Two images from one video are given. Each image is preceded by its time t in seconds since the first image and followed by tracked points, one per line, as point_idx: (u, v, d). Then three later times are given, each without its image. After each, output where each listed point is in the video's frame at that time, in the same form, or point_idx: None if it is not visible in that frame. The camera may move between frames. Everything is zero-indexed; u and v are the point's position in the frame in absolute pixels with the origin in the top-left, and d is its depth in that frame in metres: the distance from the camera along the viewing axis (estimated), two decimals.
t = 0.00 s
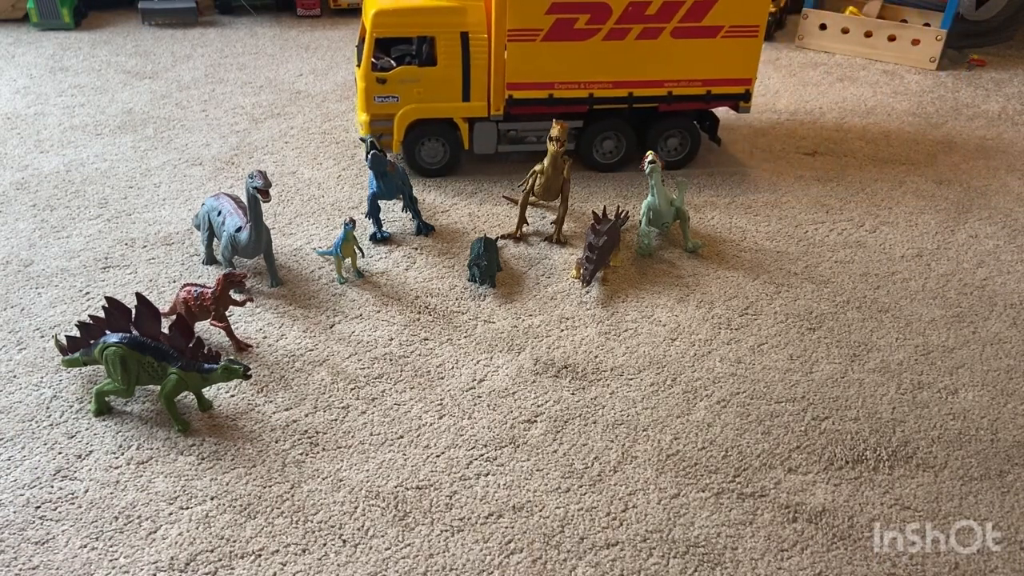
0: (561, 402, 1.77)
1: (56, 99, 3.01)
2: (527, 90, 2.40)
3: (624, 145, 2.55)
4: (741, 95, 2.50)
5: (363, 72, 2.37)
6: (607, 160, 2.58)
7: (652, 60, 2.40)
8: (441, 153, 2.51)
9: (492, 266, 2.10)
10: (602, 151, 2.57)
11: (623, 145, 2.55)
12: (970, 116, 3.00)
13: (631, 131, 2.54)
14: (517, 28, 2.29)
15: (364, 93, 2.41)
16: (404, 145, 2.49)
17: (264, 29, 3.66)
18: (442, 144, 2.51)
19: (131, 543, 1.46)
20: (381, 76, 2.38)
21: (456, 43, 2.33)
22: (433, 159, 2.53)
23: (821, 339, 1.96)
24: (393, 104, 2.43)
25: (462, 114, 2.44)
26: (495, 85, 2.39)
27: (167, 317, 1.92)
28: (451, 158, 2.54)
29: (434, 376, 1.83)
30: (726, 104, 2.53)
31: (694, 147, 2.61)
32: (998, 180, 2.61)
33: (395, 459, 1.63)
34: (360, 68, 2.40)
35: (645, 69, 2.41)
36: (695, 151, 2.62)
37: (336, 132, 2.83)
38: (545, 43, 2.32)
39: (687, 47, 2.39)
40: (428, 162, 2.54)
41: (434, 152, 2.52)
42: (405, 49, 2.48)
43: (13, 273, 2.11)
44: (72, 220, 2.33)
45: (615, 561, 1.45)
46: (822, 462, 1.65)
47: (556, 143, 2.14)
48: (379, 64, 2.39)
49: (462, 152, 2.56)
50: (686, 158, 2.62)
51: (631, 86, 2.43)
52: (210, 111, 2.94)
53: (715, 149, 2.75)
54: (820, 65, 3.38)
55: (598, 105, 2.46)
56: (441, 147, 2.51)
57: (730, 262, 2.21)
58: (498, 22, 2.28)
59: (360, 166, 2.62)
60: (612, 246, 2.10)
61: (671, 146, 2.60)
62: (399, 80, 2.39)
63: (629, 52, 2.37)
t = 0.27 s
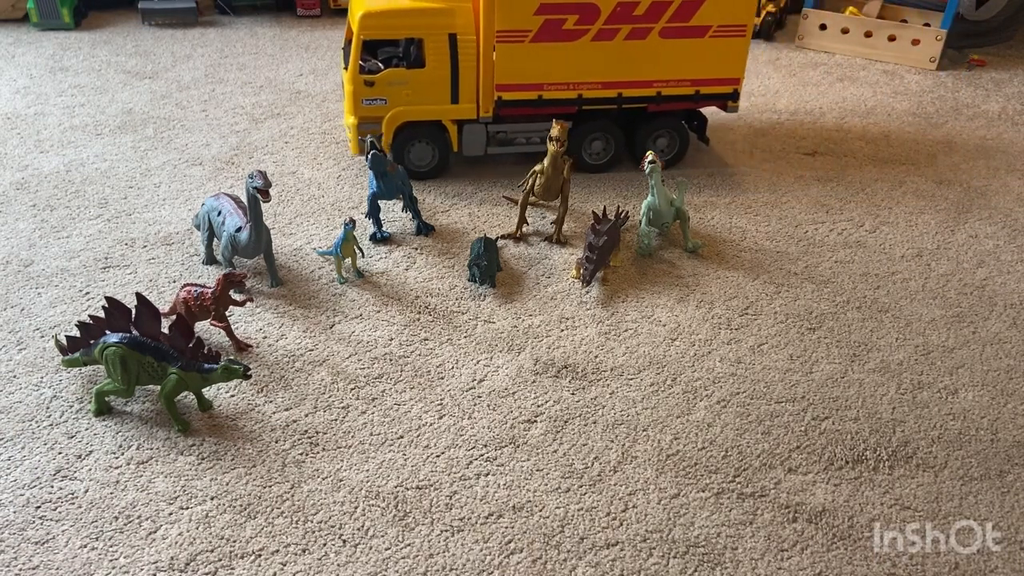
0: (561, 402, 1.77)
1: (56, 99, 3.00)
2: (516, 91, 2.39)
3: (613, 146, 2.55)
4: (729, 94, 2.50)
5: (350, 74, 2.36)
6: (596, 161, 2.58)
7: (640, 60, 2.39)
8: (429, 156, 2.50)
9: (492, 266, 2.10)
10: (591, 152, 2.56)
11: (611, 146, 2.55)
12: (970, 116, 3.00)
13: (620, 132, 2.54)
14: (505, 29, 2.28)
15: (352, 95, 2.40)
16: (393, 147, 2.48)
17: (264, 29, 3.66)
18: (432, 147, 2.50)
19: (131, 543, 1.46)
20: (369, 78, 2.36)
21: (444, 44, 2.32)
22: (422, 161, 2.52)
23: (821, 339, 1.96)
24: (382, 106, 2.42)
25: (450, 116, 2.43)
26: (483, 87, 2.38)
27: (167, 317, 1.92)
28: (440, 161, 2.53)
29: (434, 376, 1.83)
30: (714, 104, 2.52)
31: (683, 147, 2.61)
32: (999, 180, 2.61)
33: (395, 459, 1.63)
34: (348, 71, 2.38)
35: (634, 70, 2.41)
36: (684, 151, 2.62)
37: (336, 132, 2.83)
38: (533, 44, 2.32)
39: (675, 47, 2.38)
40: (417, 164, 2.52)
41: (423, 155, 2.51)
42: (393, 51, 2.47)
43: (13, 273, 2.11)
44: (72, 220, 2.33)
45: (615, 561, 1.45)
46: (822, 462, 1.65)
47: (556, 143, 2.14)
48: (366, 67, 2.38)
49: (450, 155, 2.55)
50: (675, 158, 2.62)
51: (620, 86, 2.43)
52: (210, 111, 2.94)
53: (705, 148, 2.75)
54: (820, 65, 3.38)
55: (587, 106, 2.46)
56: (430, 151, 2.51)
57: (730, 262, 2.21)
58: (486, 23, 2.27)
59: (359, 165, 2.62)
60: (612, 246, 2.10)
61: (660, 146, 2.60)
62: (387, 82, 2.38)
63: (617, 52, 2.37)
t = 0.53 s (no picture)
0: (561, 402, 1.77)
1: (56, 99, 3.01)
2: (490, 94, 2.38)
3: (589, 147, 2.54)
4: (703, 95, 2.50)
5: (322, 78, 2.33)
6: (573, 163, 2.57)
7: (614, 62, 2.39)
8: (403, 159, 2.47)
9: (492, 266, 2.10)
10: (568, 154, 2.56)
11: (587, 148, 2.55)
12: (970, 116, 3.00)
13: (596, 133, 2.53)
14: (478, 31, 2.28)
15: (324, 99, 2.38)
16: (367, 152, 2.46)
17: (265, 29, 3.66)
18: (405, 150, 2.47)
19: (131, 543, 1.46)
20: (341, 82, 2.34)
21: (417, 47, 2.31)
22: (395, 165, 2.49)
23: (821, 339, 1.96)
24: (354, 110, 2.40)
25: (424, 119, 2.42)
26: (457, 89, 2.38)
27: (167, 317, 1.92)
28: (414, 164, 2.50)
29: (434, 376, 1.83)
30: (689, 105, 2.52)
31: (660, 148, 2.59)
32: (998, 180, 2.61)
33: (395, 459, 1.63)
34: (319, 75, 2.36)
35: (608, 72, 2.40)
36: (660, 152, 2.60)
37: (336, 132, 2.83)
38: (507, 47, 2.31)
39: (649, 48, 2.39)
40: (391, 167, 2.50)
41: (397, 158, 2.49)
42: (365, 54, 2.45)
43: (13, 273, 2.11)
44: (72, 220, 2.33)
45: (615, 561, 1.45)
46: (822, 462, 1.65)
47: (556, 143, 2.14)
48: (338, 70, 2.36)
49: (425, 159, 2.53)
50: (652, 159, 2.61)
51: (594, 88, 2.43)
52: (210, 111, 2.94)
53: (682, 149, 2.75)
54: (820, 65, 3.38)
55: (562, 109, 2.45)
56: (403, 152, 2.47)
57: (730, 262, 2.21)
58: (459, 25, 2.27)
59: (359, 165, 2.62)
60: (612, 246, 2.10)
61: (637, 147, 2.59)
62: (360, 86, 2.36)
63: (591, 54, 2.37)
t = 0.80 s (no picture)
0: (561, 402, 1.77)
1: (56, 99, 3.01)
2: (458, 96, 2.35)
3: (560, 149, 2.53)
4: (674, 95, 2.47)
5: (287, 81, 2.31)
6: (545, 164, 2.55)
7: (584, 63, 2.36)
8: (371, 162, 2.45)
9: (492, 266, 2.10)
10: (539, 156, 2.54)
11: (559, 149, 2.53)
12: (970, 116, 3.00)
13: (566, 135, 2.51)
14: (445, 33, 2.24)
15: (290, 102, 2.35)
16: (335, 154, 2.44)
17: (265, 30, 3.66)
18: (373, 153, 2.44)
19: (131, 543, 1.46)
20: (307, 85, 2.32)
21: (383, 49, 2.28)
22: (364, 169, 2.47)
23: (821, 339, 1.96)
24: (321, 113, 2.37)
25: (392, 122, 2.39)
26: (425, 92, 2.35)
27: (167, 317, 1.92)
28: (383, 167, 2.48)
29: (434, 376, 1.83)
30: (660, 105, 2.50)
31: (631, 149, 2.58)
32: (998, 180, 2.61)
33: (395, 459, 1.63)
34: (285, 77, 2.34)
35: (577, 73, 2.37)
36: (632, 152, 2.59)
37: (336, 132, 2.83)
38: (474, 48, 2.28)
39: (619, 49, 2.35)
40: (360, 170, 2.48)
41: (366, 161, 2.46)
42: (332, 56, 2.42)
43: (13, 273, 2.11)
44: (72, 220, 2.33)
45: (615, 561, 1.45)
46: (822, 462, 1.65)
47: (556, 143, 2.14)
48: (304, 73, 2.34)
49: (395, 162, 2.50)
50: (623, 160, 2.60)
51: (564, 89, 2.39)
52: (210, 111, 2.94)
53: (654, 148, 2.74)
54: (820, 65, 3.38)
55: (532, 111, 2.42)
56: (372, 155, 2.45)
57: (730, 263, 2.21)
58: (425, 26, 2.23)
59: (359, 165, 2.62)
60: (612, 246, 2.10)
61: (608, 148, 2.57)
62: (326, 89, 2.33)
63: (560, 55, 2.34)
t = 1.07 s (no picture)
0: (561, 402, 1.77)
1: (56, 99, 3.00)
2: (435, 98, 2.33)
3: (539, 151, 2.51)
4: (653, 97, 2.46)
5: (261, 84, 2.28)
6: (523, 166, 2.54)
7: (561, 64, 2.35)
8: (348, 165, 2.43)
9: (492, 266, 2.10)
10: (517, 158, 2.52)
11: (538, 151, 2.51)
12: (970, 116, 3.00)
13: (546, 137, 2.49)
14: (420, 35, 2.23)
15: (264, 105, 2.32)
16: (312, 157, 2.41)
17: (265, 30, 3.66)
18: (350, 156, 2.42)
19: (131, 544, 1.46)
20: (281, 88, 2.29)
21: (358, 51, 2.26)
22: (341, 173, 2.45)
23: (821, 339, 1.96)
24: (296, 116, 2.34)
25: (369, 124, 2.37)
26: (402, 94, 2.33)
27: (167, 317, 1.92)
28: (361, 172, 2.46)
29: (434, 376, 1.83)
30: (639, 107, 2.48)
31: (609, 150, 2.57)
32: (998, 180, 2.61)
33: (395, 459, 1.63)
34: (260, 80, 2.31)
35: (554, 74, 2.36)
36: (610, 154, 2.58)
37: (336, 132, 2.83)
38: (451, 51, 2.26)
39: (597, 51, 2.34)
40: (337, 173, 2.45)
41: (343, 164, 2.44)
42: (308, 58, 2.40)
43: (13, 273, 2.11)
44: (72, 220, 2.33)
45: (615, 561, 1.45)
46: (822, 462, 1.65)
47: (556, 143, 2.14)
48: (278, 75, 2.31)
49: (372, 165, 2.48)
50: (602, 161, 2.59)
51: (542, 91, 2.38)
52: (210, 111, 2.94)
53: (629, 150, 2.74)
54: (820, 65, 3.38)
55: (510, 113, 2.40)
56: (348, 158, 2.43)
57: (730, 263, 2.21)
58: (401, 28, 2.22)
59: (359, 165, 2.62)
60: (612, 246, 2.10)
61: (586, 149, 2.56)
62: (301, 91, 2.31)
63: (537, 57, 2.32)
